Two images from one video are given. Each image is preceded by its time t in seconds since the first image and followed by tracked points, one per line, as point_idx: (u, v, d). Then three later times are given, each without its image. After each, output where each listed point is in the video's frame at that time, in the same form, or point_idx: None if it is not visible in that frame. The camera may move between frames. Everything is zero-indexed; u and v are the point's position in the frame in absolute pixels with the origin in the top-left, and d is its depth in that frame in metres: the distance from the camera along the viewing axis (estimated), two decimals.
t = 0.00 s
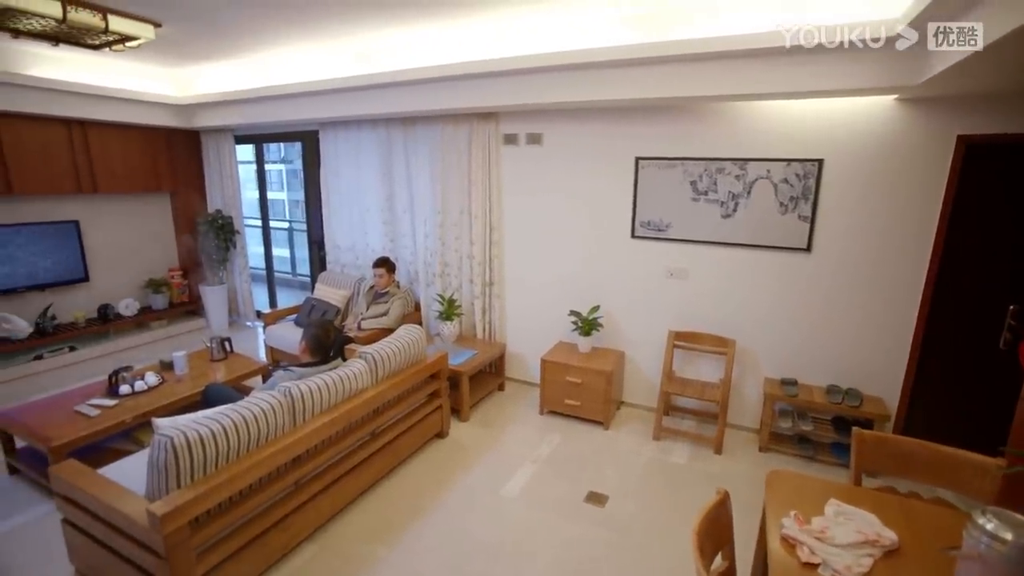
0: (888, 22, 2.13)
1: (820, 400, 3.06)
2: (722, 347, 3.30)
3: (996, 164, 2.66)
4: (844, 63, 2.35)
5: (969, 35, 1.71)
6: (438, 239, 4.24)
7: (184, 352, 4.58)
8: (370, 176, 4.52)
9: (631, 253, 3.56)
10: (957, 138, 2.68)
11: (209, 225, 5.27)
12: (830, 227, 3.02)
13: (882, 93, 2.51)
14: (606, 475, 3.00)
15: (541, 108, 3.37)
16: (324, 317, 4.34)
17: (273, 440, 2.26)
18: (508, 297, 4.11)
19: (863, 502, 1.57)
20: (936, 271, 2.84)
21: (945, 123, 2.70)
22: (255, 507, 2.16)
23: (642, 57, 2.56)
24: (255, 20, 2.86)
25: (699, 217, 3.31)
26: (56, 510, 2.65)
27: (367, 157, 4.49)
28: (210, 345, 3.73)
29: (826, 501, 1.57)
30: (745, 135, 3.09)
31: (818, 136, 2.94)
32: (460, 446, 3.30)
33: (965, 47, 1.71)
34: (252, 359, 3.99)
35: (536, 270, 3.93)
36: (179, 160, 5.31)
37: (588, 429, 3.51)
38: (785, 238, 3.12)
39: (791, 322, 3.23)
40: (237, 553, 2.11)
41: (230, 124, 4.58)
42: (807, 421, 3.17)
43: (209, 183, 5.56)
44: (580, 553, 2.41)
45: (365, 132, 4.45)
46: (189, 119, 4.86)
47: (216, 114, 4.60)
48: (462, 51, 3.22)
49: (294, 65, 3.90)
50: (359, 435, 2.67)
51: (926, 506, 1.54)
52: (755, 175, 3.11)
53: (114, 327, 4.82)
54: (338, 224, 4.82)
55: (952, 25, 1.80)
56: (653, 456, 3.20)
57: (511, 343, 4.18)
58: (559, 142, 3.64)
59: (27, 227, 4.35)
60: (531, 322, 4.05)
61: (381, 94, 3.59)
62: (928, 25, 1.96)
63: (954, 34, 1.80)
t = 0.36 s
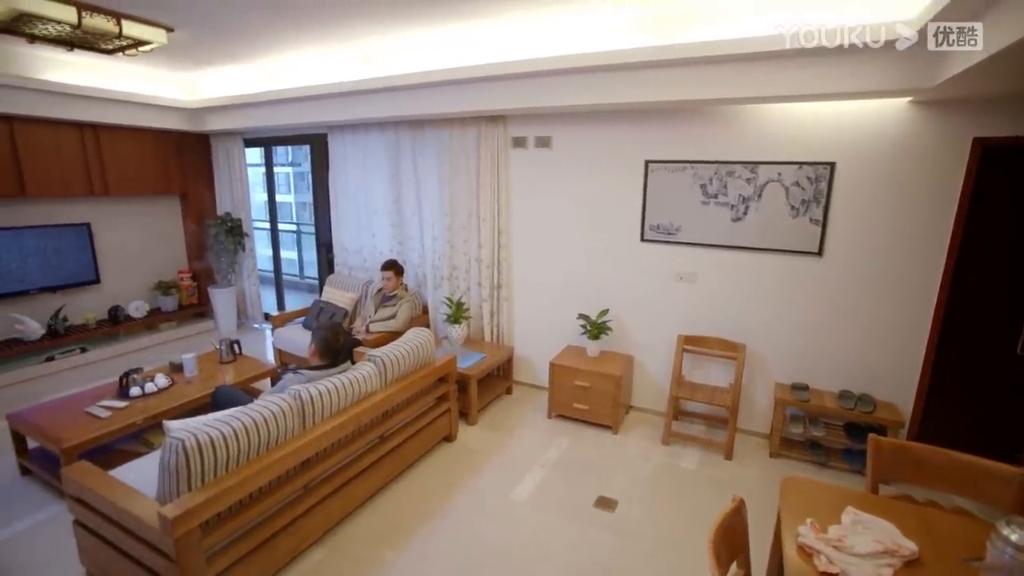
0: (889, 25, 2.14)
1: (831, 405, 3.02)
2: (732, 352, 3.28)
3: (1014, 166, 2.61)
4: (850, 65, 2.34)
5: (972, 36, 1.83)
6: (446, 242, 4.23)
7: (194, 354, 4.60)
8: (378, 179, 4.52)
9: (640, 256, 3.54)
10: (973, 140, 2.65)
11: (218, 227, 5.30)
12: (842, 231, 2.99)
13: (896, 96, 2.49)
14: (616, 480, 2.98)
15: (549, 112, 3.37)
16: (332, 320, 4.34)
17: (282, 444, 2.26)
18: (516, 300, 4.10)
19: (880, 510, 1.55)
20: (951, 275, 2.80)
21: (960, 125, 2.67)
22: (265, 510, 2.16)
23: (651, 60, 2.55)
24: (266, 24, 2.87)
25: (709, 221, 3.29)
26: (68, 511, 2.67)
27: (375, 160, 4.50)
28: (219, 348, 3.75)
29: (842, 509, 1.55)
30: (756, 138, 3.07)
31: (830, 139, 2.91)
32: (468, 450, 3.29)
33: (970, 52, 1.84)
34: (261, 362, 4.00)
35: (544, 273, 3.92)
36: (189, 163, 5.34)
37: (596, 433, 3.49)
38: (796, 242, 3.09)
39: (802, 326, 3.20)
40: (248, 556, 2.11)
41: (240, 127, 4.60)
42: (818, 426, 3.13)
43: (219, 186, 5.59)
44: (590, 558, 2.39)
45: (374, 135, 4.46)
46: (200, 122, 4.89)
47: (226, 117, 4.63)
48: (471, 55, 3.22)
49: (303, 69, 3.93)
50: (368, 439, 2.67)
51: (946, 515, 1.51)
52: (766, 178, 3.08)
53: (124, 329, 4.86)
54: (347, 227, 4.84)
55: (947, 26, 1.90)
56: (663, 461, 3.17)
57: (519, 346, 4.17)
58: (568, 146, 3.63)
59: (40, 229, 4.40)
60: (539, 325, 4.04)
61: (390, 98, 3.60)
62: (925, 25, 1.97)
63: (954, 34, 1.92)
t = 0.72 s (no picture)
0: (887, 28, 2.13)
1: (841, 410, 2.99)
2: (741, 356, 3.25)
3: None
4: (849, 68, 2.34)
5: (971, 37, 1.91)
6: (454, 245, 4.23)
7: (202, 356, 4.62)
8: (386, 182, 4.53)
9: (649, 260, 3.53)
10: (987, 143, 2.61)
11: (226, 230, 5.31)
12: (853, 235, 2.97)
13: (908, 98, 2.47)
14: (625, 484, 2.96)
15: (557, 115, 3.37)
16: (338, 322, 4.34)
17: (291, 447, 2.25)
18: (524, 303, 4.09)
19: (896, 518, 1.52)
20: (965, 279, 2.76)
21: (974, 128, 2.64)
22: (274, 513, 2.15)
23: (661, 63, 2.54)
24: (277, 28, 2.89)
25: (718, 224, 3.27)
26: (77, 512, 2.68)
27: (383, 164, 4.51)
28: (227, 350, 3.75)
29: (857, 517, 1.53)
30: (766, 141, 3.05)
31: (840, 142, 2.89)
32: (476, 453, 3.28)
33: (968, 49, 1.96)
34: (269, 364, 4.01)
35: (552, 277, 3.92)
36: (198, 166, 5.37)
37: (604, 437, 3.47)
38: (807, 245, 3.07)
39: (813, 330, 3.17)
40: (256, 560, 2.11)
41: (249, 130, 4.62)
42: (828, 431, 3.10)
43: (227, 189, 5.61)
44: (600, 564, 2.37)
45: (381, 139, 4.47)
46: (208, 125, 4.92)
47: (235, 121, 4.65)
48: (480, 58, 3.23)
49: (312, 72, 3.94)
50: (376, 442, 2.66)
51: (964, 524, 1.49)
52: (775, 181, 3.07)
53: (133, 330, 4.88)
54: (354, 230, 4.85)
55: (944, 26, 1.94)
56: (672, 466, 3.15)
57: (527, 349, 4.16)
58: (576, 149, 3.63)
59: (51, 232, 4.43)
60: (547, 329, 4.03)
61: (398, 101, 3.60)
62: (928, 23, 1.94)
63: (954, 34, 1.95)
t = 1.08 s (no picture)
0: (887, 31, 2.11)
1: (852, 415, 2.96)
2: (749, 360, 3.23)
3: None
4: (853, 71, 2.34)
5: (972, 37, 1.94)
6: (460, 248, 4.23)
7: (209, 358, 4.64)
8: (392, 186, 4.54)
9: (656, 263, 3.51)
10: (1000, 145, 2.59)
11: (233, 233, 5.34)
12: (863, 238, 2.94)
13: (920, 100, 2.45)
14: (633, 489, 2.94)
15: (564, 118, 3.36)
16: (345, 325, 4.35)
17: (299, 450, 2.25)
18: (530, 306, 4.08)
19: (912, 527, 1.50)
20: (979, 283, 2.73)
21: (988, 130, 2.61)
22: (282, 516, 2.15)
23: (669, 65, 2.53)
24: (285, 31, 2.89)
25: (726, 227, 3.25)
26: (85, 514, 2.68)
27: (390, 167, 4.52)
28: (234, 353, 3.76)
29: (872, 524, 1.51)
30: (774, 144, 3.04)
31: (849, 145, 2.87)
32: (483, 457, 3.27)
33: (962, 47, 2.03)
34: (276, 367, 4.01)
35: (559, 280, 3.91)
36: (206, 169, 5.40)
37: (611, 442, 3.45)
38: (816, 249, 3.04)
39: (822, 334, 3.14)
40: (264, 563, 2.11)
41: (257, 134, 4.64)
42: (838, 436, 3.07)
43: (234, 192, 5.64)
44: (609, 569, 2.36)
45: (388, 142, 4.48)
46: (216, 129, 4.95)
47: (243, 124, 4.68)
48: (487, 62, 3.23)
49: (320, 75, 3.96)
50: (383, 446, 2.65)
51: (982, 532, 1.46)
52: (784, 184, 3.05)
53: (141, 332, 4.91)
54: (361, 233, 4.85)
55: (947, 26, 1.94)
56: (680, 471, 3.12)
57: (533, 353, 4.15)
58: (584, 152, 3.62)
59: (60, 234, 4.46)
60: (553, 332, 4.01)
61: (405, 104, 3.61)
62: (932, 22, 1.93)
63: (954, 35, 1.95)
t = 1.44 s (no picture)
0: (887, 35, 2.11)
1: (862, 420, 2.93)
2: (758, 364, 3.20)
3: None
4: (865, 75, 2.32)
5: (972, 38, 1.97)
6: (467, 252, 4.23)
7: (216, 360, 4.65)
8: (399, 189, 4.55)
9: (664, 266, 3.50)
10: (1014, 149, 2.56)
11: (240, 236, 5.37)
12: (874, 242, 2.92)
13: (933, 103, 2.43)
14: (641, 494, 2.92)
15: (572, 121, 3.36)
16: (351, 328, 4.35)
17: (307, 454, 2.25)
18: (537, 309, 4.08)
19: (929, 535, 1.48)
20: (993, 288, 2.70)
21: (1000, 134, 2.59)
22: (290, 519, 2.15)
23: (679, 69, 2.52)
24: (295, 36, 2.92)
25: (735, 231, 3.23)
26: (93, 516, 2.69)
27: (397, 171, 4.53)
28: (241, 355, 3.77)
29: (887, 532, 1.49)
30: (783, 148, 3.02)
31: (859, 149, 2.85)
32: (490, 461, 3.25)
33: (960, 49, 2.08)
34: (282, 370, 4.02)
35: (566, 283, 3.90)
36: (215, 173, 5.43)
37: (619, 446, 3.43)
38: (827, 253, 3.02)
39: (833, 338, 3.11)
40: (272, 567, 2.10)
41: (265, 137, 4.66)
42: (848, 442, 3.04)
43: (241, 195, 5.67)
44: None
45: (395, 146, 4.50)
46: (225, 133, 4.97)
47: (252, 128, 4.70)
48: (496, 66, 3.24)
49: (328, 79, 3.98)
50: (391, 450, 2.65)
51: (999, 541, 1.44)
52: (793, 188, 3.03)
53: (149, 335, 4.93)
54: (367, 236, 4.86)
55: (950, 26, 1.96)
56: (688, 476, 3.10)
57: (540, 357, 4.14)
58: (591, 156, 3.61)
59: (70, 237, 4.50)
60: (561, 336, 4.00)
61: (413, 108, 3.62)
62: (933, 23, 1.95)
63: (955, 34, 1.98)
